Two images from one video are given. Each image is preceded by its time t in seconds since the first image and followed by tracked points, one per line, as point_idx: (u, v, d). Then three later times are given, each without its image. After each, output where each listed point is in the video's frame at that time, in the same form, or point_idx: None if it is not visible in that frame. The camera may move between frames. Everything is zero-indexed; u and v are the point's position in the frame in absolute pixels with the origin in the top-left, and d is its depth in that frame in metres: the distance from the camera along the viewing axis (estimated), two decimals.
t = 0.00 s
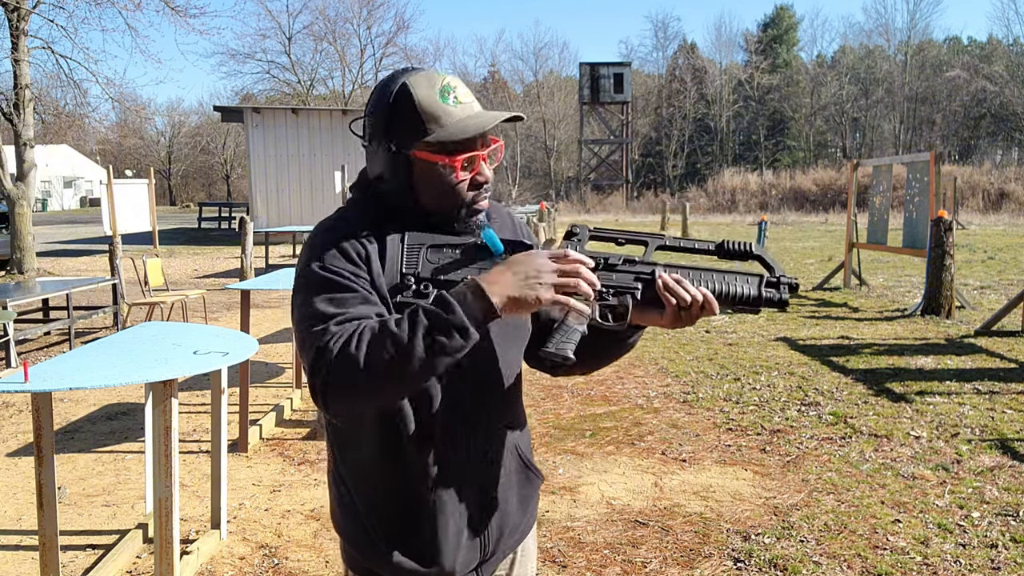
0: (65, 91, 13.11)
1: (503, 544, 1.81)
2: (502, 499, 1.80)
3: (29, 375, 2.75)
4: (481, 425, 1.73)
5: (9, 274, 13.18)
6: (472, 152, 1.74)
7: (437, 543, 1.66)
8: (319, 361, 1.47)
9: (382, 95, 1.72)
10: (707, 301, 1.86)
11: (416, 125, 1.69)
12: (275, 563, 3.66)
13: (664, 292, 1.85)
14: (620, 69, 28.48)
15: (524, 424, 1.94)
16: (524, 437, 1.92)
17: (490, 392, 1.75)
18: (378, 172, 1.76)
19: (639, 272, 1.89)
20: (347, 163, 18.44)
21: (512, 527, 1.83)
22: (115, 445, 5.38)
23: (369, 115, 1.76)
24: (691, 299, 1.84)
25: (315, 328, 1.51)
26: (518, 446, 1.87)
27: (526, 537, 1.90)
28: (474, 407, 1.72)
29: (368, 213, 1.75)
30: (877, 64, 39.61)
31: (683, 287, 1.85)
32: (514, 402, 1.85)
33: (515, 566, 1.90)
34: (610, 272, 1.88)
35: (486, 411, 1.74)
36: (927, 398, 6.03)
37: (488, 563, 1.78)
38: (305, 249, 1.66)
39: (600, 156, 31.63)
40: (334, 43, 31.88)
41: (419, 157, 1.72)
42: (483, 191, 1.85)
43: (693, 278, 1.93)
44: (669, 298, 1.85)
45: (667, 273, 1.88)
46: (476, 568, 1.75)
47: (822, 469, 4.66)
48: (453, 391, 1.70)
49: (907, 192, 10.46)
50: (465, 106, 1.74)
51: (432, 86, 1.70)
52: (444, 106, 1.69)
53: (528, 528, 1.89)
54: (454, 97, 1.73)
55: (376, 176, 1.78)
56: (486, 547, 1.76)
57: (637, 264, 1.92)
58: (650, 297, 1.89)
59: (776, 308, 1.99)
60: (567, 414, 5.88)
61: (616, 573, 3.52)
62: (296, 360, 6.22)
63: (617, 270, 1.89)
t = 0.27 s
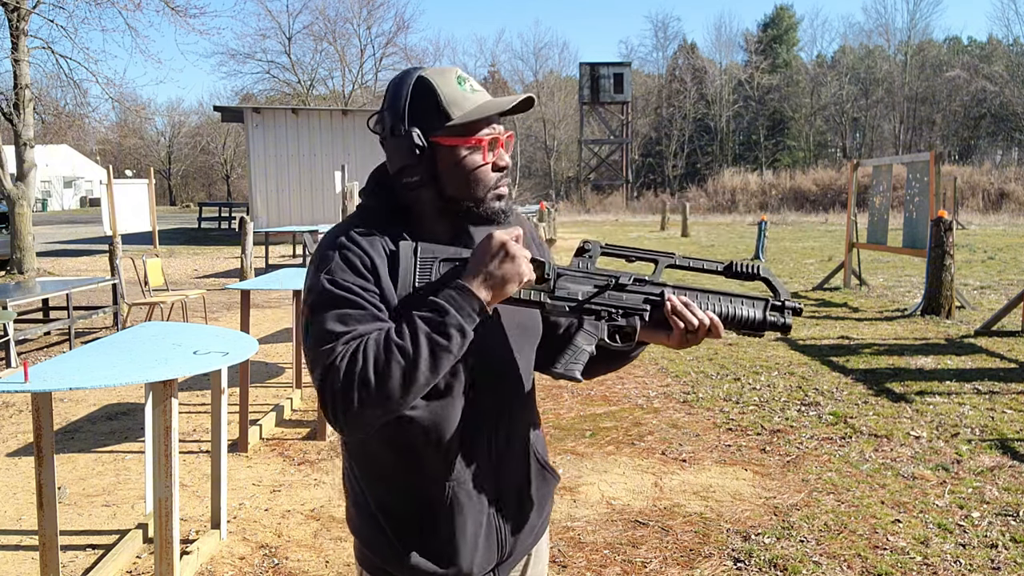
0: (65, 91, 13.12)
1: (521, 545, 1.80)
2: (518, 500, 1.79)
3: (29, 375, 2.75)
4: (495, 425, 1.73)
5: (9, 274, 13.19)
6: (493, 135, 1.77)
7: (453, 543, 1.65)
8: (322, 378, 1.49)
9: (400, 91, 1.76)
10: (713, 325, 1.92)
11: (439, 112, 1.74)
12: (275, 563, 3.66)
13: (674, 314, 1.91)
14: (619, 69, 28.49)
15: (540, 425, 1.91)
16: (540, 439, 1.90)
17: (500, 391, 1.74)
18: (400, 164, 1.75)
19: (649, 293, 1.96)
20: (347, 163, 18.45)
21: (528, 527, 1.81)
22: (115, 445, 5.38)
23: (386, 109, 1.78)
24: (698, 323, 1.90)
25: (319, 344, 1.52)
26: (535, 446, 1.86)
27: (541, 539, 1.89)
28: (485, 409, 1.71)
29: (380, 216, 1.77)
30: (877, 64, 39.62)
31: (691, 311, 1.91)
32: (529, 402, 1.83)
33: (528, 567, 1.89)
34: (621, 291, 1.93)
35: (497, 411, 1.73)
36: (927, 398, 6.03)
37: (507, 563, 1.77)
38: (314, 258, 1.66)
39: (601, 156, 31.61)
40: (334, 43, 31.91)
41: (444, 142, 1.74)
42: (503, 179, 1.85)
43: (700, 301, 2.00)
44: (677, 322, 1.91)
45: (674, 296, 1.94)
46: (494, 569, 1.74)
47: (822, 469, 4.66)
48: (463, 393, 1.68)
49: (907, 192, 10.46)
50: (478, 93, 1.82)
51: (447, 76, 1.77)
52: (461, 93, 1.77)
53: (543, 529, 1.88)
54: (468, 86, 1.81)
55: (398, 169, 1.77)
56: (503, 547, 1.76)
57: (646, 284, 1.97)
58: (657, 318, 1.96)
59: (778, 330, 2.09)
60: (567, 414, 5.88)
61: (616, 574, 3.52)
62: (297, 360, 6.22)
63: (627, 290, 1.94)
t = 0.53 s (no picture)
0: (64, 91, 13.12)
1: (531, 546, 1.80)
2: (530, 500, 1.80)
3: (30, 375, 2.75)
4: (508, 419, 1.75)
5: (9, 274, 13.19)
6: (502, 132, 1.77)
7: (463, 540, 1.65)
8: (338, 370, 1.49)
9: (410, 92, 1.78)
10: (718, 324, 1.91)
11: (451, 110, 1.75)
12: (275, 563, 3.66)
13: (678, 313, 1.92)
14: (619, 69, 28.51)
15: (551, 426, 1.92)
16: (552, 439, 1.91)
17: (511, 389, 1.74)
18: (411, 163, 1.76)
19: (655, 292, 1.95)
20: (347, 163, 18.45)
21: (539, 526, 1.82)
22: (115, 445, 5.39)
23: (397, 111, 1.79)
24: (702, 323, 1.90)
25: (334, 337, 1.52)
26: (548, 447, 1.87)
27: (552, 539, 1.89)
28: (499, 409, 1.73)
29: (391, 215, 1.78)
30: (877, 64, 39.63)
31: (695, 310, 1.91)
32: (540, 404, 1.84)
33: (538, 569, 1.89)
34: (626, 291, 1.93)
35: (511, 407, 1.75)
36: (927, 398, 6.03)
37: (518, 564, 1.77)
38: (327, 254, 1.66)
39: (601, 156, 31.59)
40: (334, 43, 31.94)
41: (455, 140, 1.75)
42: (513, 175, 1.84)
43: (706, 301, 1.99)
44: (682, 322, 1.91)
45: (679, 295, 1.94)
46: (505, 568, 1.74)
47: (822, 469, 4.66)
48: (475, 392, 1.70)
49: (907, 192, 10.46)
50: (486, 91, 1.83)
51: (457, 76, 1.78)
52: (472, 91, 1.78)
53: (554, 529, 1.88)
54: (477, 84, 1.82)
55: (409, 168, 1.77)
56: (514, 548, 1.76)
57: (652, 282, 1.96)
58: (663, 317, 1.96)
59: (785, 331, 2.08)
60: (567, 414, 5.89)
61: (616, 573, 3.53)
62: (297, 360, 6.22)
63: (633, 289, 1.94)
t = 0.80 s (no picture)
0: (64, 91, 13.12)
1: (535, 546, 1.80)
2: (534, 499, 1.80)
3: (29, 375, 2.75)
4: (515, 416, 1.76)
5: (9, 274, 13.19)
6: (510, 132, 1.77)
7: (464, 535, 1.65)
8: (347, 363, 1.45)
9: (417, 94, 1.77)
10: (723, 331, 1.96)
11: (459, 109, 1.75)
12: (275, 563, 3.66)
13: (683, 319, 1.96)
14: (619, 69, 28.49)
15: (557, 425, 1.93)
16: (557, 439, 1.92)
17: (519, 384, 1.77)
18: (420, 162, 1.75)
19: (662, 295, 1.97)
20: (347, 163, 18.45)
21: (542, 526, 1.82)
22: (115, 445, 5.39)
23: (404, 113, 1.79)
24: (709, 328, 1.95)
25: (342, 329, 1.48)
26: (553, 445, 1.88)
27: (556, 541, 1.90)
28: (506, 406, 1.74)
29: (399, 213, 1.77)
30: (877, 64, 39.61)
31: (702, 317, 1.96)
32: (546, 403, 1.86)
33: (543, 568, 1.90)
34: (635, 294, 1.93)
35: (518, 405, 1.76)
36: (927, 398, 6.03)
37: (522, 563, 1.78)
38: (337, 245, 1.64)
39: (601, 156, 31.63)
40: (334, 43, 31.95)
41: (464, 138, 1.74)
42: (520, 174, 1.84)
43: (710, 307, 2.05)
44: (689, 327, 1.97)
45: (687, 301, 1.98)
46: (508, 568, 1.75)
47: (822, 469, 4.66)
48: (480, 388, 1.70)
49: (907, 192, 10.46)
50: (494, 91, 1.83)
51: (465, 77, 1.79)
52: (479, 91, 1.78)
53: (559, 530, 1.89)
54: (485, 84, 1.83)
55: (418, 167, 1.76)
56: (517, 546, 1.76)
57: (660, 287, 1.99)
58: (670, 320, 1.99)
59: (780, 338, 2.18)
60: (567, 414, 5.89)
61: (616, 573, 3.52)
62: (297, 360, 6.22)
63: (643, 292, 1.95)
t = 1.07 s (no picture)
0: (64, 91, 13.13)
1: (537, 545, 1.80)
2: (537, 499, 1.80)
3: (29, 375, 2.75)
4: (519, 414, 1.76)
5: (9, 274, 13.20)
6: (527, 131, 1.78)
7: (468, 533, 1.65)
8: (343, 373, 1.46)
9: (435, 89, 1.77)
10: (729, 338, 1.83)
11: (477, 106, 1.75)
12: (275, 563, 3.66)
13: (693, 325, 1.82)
14: (619, 69, 28.49)
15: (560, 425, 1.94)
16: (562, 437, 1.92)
17: (522, 383, 1.77)
18: (437, 158, 1.73)
19: (669, 302, 1.84)
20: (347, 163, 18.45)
21: (546, 526, 1.83)
22: (115, 445, 5.39)
23: (421, 108, 1.79)
24: (716, 335, 1.82)
25: (340, 338, 1.49)
26: (557, 443, 1.88)
27: (560, 539, 1.90)
28: (509, 406, 1.74)
29: (409, 208, 1.77)
30: (877, 64, 39.63)
31: (710, 323, 1.83)
32: (550, 402, 1.86)
33: (546, 567, 1.89)
34: (643, 299, 1.84)
35: (521, 403, 1.77)
36: (927, 398, 6.03)
37: (524, 562, 1.78)
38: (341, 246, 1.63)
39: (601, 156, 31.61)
40: (334, 43, 31.97)
41: (482, 134, 1.75)
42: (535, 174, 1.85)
43: (718, 316, 1.92)
44: (695, 334, 1.81)
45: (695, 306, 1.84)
46: (511, 567, 1.75)
47: (822, 469, 4.66)
48: (486, 390, 1.69)
49: (907, 192, 10.46)
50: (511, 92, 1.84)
51: (484, 76, 1.79)
52: (497, 90, 1.79)
53: (562, 530, 1.89)
54: (502, 84, 1.83)
55: (435, 164, 1.75)
56: (520, 545, 1.76)
57: (668, 293, 1.87)
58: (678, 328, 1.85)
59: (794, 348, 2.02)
60: (567, 414, 5.89)
61: (616, 573, 3.53)
62: (297, 360, 6.22)
63: (650, 298, 1.84)
